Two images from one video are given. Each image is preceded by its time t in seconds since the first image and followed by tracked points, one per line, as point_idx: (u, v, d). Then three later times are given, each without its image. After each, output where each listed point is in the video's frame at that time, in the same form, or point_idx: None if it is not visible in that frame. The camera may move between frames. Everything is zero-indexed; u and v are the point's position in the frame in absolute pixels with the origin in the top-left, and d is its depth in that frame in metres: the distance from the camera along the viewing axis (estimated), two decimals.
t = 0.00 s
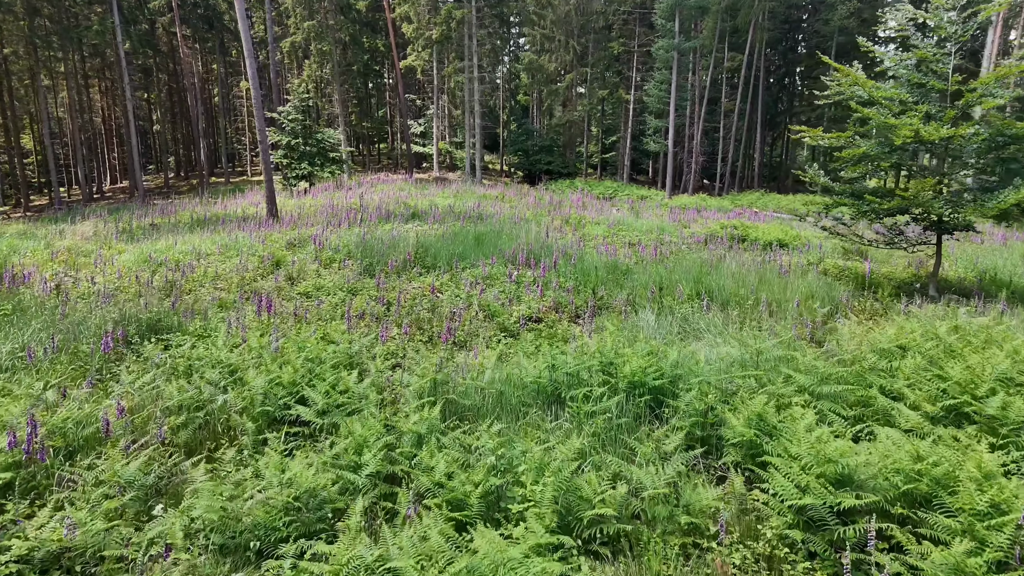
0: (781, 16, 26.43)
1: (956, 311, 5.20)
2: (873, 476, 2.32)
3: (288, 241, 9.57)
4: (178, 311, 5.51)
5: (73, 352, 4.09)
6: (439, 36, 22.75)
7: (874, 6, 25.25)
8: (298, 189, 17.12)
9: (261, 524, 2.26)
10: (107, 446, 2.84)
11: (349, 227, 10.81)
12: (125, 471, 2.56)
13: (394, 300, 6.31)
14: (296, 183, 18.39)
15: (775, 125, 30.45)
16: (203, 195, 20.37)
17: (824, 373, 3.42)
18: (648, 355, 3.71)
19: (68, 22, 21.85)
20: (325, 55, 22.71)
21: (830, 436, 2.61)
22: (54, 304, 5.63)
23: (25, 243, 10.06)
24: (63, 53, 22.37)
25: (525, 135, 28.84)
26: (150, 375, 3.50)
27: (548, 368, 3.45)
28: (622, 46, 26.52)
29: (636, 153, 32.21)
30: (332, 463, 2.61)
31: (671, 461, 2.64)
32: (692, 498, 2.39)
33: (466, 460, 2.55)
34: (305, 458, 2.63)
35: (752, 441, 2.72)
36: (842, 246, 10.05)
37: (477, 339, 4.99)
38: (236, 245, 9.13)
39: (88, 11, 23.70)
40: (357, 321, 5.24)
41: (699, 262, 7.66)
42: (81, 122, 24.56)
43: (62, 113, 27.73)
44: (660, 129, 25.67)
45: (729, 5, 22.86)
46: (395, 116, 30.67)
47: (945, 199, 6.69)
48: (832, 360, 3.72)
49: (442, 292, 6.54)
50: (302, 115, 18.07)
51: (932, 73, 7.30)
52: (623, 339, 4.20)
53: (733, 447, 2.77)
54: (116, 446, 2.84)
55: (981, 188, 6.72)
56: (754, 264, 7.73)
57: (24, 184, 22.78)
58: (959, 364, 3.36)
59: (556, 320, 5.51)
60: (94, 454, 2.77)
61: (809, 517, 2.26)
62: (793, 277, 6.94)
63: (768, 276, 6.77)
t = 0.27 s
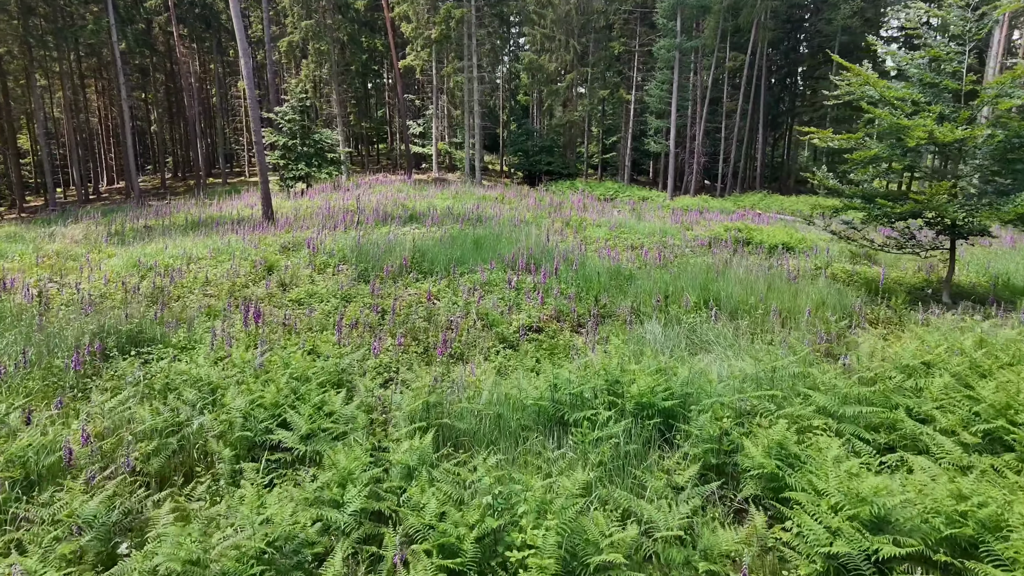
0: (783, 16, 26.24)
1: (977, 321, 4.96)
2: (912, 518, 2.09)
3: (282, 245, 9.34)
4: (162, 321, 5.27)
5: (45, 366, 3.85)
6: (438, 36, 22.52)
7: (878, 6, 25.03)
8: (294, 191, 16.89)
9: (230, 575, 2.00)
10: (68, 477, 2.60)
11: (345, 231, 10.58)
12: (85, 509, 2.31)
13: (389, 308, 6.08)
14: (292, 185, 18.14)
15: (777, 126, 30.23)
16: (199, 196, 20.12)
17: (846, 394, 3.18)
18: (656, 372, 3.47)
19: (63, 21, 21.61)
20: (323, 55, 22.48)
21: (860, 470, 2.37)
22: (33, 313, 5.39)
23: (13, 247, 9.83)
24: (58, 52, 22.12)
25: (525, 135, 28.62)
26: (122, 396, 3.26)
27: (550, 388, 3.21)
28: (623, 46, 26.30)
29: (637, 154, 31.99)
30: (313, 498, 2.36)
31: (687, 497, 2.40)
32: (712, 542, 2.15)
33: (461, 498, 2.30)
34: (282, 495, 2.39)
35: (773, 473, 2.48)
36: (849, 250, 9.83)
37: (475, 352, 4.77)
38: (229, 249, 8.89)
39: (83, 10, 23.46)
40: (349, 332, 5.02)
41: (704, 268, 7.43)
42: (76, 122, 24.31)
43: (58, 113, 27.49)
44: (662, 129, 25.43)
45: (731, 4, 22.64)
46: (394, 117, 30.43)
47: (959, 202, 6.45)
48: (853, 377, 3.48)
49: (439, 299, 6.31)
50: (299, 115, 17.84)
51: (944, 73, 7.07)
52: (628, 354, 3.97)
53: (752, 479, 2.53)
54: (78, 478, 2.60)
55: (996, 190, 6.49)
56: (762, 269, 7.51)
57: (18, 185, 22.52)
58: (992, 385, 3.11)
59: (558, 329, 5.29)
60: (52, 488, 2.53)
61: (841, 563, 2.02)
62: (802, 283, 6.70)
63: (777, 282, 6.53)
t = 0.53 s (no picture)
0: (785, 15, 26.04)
1: (999, 330, 4.75)
2: (960, 566, 1.86)
3: (276, 248, 9.12)
4: (145, 330, 5.04)
5: (14, 382, 3.62)
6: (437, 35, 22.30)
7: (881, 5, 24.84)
8: (291, 192, 16.66)
9: None
10: (22, 513, 2.36)
11: (341, 233, 10.35)
12: (35, 551, 2.08)
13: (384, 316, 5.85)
14: (289, 186, 17.91)
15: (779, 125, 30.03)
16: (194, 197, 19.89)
17: (871, 415, 2.95)
18: (665, 390, 3.24)
19: (58, 20, 21.38)
20: (321, 55, 22.25)
21: (897, 508, 2.14)
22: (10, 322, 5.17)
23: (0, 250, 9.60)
24: (53, 52, 21.88)
25: (525, 134, 28.41)
26: (92, 418, 3.03)
27: (551, 409, 2.98)
28: (624, 45, 26.08)
29: (637, 154, 31.77)
30: (291, 540, 2.13)
31: (704, 537, 2.17)
32: None
33: (453, 540, 2.07)
34: (256, 534, 2.16)
35: (799, 508, 2.25)
36: (856, 254, 9.61)
37: (473, 364, 4.54)
38: (221, 252, 8.66)
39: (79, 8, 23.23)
40: (341, 341, 4.80)
41: (710, 273, 7.20)
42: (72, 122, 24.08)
43: (53, 113, 27.26)
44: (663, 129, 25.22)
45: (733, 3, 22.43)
46: (392, 117, 30.20)
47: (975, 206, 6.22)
48: (876, 395, 3.25)
49: (437, 306, 6.08)
50: (296, 115, 17.61)
51: (959, 71, 6.84)
52: (634, 369, 3.74)
53: (776, 515, 2.29)
54: (34, 514, 2.37)
55: (1013, 192, 6.25)
56: (769, 274, 7.28)
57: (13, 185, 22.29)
58: None
59: (559, 339, 5.07)
60: (4, 524, 2.30)
61: None
62: (812, 288, 6.48)
63: (787, 287, 6.30)
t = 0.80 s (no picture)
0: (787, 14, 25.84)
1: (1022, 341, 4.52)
2: None
3: (270, 252, 8.89)
4: (125, 341, 4.81)
5: None
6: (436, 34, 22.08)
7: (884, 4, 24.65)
8: (288, 193, 16.44)
9: None
10: None
11: (338, 236, 10.12)
12: None
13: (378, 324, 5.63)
14: (286, 187, 17.68)
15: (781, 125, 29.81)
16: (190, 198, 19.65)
17: (902, 440, 2.72)
18: (677, 410, 3.01)
19: (53, 19, 21.15)
20: (319, 54, 22.03)
21: (942, 553, 1.91)
22: None
23: None
24: (48, 51, 21.67)
25: (525, 135, 28.18)
26: (56, 442, 2.80)
27: (555, 433, 2.75)
28: (624, 45, 25.86)
29: (638, 154, 31.55)
30: None
31: None
32: None
33: None
34: None
35: (831, 552, 2.02)
36: (865, 257, 9.39)
37: (471, 377, 4.33)
38: (213, 256, 8.43)
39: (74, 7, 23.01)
40: (332, 353, 4.58)
41: (716, 278, 6.98)
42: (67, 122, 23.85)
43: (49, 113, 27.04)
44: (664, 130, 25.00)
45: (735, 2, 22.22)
46: (391, 117, 29.97)
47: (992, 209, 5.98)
48: (904, 416, 3.02)
49: (434, 314, 5.86)
50: (293, 115, 17.38)
51: (974, 68, 6.60)
52: (642, 385, 3.52)
53: (804, 558, 2.07)
54: None
55: None
56: (777, 279, 7.05)
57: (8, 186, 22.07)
58: None
59: (561, 350, 4.85)
60: None
61: None
62: (823, 294, 6.26)
63: (797, 294, 6.08)
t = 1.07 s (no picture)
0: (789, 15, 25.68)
1: None
2: None
3: (263, 257, 8.67)
4: (103, 355, 4.58)
5: None
6: (436, 36, 21.89)
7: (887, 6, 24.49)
8: (284, 196, 16.22)
9: None
10: None
11: (333, 241, 9.89)
12: None
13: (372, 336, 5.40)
14: (283, 190, 17.46)
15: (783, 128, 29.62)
16: (186, 201, 19.42)
17: (939, 472, 2.48)
18: (690, 437, 2.77)
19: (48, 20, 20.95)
20: (317, 56, 21.83)
21: None
22: None
23: None
24: (43, 53, 21.47)
25: (525, 137, 27.98)
26: (14, 474, 2.57)
27: (557, 466, 2.52)
28: (625, 47, 25.67)
29: (639, 157, 31.34)
30: None
31: None
32: None
33: None
34: None
35: None
36: (873, 263, 9.17)
37: (468, 394, 4.09)
38: (203, 262, 8.21)
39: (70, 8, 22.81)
40: (321, 368, 4.35)
41: (722, 286, 6.75)
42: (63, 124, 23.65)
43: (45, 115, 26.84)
44: (665, 132, 24.80)
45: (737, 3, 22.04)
46: (390, 119, 29.76)
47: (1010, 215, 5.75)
48: (937, 443, 2.79)
49: (430, 325, 5.63)
50: (290, 117, 17.17)
51: (989, 69, 6.37)
52: (651, 407, 3.28)
53: None
54: None
55: None
56: (786, 287, 6.82)
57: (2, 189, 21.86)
58: None
59: (563, 363, 4.62)
60: None
61: None
62: (834, 304, 6.03)
63: (807, 303, 5.85)
